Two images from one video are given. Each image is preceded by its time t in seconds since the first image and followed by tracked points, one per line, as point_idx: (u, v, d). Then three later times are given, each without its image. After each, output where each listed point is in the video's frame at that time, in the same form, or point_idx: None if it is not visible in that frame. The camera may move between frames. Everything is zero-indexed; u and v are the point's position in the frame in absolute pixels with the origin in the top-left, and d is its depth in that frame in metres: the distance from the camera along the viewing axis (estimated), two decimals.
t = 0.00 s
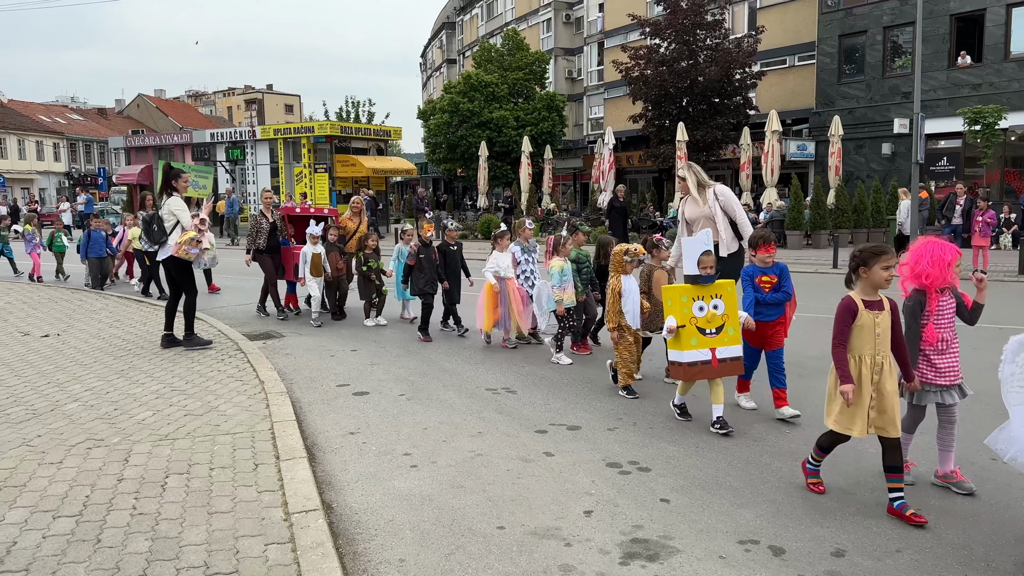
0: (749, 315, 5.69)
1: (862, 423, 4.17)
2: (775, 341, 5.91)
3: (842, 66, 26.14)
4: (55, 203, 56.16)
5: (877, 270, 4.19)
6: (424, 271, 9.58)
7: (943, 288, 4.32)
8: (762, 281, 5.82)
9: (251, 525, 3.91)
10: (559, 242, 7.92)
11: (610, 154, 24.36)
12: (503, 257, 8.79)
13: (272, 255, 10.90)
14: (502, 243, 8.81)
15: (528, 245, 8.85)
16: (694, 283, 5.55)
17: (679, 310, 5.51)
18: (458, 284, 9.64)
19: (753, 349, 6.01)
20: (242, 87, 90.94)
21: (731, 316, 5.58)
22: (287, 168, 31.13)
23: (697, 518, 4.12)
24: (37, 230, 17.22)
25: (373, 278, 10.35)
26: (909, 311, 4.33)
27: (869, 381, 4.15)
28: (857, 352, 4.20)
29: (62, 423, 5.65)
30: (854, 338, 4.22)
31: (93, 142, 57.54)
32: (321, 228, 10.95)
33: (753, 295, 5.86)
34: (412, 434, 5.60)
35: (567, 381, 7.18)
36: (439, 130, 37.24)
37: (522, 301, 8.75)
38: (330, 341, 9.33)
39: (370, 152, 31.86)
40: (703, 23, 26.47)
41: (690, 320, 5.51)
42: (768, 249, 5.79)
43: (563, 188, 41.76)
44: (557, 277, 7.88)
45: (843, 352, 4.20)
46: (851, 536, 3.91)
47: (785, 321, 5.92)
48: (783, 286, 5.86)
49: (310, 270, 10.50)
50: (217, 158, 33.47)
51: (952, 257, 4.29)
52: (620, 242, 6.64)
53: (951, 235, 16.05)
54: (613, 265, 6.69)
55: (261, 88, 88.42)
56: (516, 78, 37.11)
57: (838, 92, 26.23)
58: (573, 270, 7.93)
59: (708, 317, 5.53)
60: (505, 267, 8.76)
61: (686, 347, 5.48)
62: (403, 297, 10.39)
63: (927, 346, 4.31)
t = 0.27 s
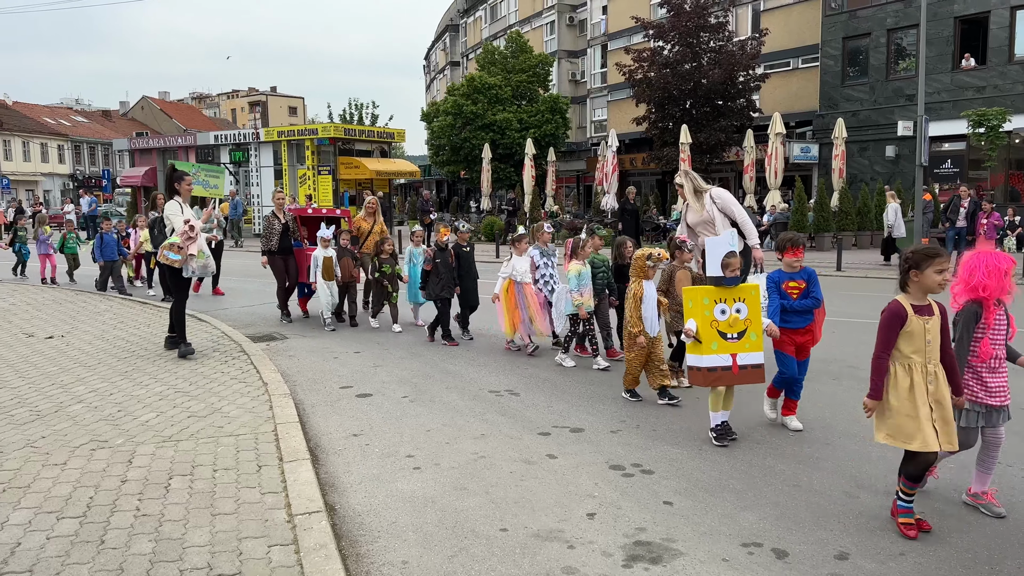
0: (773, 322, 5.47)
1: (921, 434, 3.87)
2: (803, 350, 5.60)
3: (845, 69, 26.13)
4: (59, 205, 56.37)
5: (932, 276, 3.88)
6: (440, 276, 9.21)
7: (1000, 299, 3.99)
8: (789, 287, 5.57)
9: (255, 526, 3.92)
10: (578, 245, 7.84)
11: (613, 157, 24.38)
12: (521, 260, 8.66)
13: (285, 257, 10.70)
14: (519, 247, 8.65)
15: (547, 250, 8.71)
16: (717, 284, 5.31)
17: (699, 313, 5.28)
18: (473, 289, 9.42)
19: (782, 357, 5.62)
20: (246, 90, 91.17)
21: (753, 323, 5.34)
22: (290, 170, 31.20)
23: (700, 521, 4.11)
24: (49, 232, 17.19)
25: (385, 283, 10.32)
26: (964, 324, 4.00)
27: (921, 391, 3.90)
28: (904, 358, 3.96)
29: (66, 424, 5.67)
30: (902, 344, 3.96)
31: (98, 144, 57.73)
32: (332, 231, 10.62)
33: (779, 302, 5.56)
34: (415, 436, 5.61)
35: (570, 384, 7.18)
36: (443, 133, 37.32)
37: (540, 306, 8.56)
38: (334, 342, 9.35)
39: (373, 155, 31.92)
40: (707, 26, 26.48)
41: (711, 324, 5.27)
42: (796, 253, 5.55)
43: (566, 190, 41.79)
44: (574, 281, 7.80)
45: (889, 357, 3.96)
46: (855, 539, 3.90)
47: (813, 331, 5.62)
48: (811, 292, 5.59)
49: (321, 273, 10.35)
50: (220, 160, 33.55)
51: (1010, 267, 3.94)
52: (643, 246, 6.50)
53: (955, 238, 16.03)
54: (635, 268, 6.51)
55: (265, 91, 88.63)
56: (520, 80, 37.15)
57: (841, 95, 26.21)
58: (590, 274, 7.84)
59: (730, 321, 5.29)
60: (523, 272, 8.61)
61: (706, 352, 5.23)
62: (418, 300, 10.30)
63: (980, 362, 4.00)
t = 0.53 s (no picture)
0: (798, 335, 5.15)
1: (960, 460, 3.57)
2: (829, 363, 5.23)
3: (848, 71, 26.09)
4: (63, 207, 56.52)
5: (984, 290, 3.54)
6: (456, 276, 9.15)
7: None
8: (814, 297, 5.18)
9: (257, 528, 3.92)
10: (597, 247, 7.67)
11: (616, 159, 24.36)
12: (540, 262, 8.36)
13: (296, 261, 10.53)
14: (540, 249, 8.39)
15: (564, 250, 8.44)
16: (738, 296, 5.07)
17: (721, 327, 5.01)
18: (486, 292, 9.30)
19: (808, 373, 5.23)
20: (249, 91, 91.28)
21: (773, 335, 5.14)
22: (293, 172, 31.23)
23: (702, 524, 4.11)
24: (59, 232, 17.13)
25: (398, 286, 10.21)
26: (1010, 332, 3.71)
27: (971, 414, 3.57)
28: (951, 380, 3.63)
29: (68, 426, 5.67)
30: (948, 363, 3.64)
31: (102, 145, 57.81)
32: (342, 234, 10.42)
33: (803, 315, 5.18)
34: (418, 438, 5.61)
35: (572, 386, 7.18)
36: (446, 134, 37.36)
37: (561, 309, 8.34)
38: (337, 344, 9.35)
39: (376, 156, 31.94)
40: (710, 27, 26.45)
41: (733, 339, 5.02)
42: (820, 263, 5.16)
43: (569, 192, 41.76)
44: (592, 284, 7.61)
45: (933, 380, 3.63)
46: (857, 542, 3.90)
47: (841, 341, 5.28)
48: (838, 303, 5.18)
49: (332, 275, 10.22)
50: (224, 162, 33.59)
51: None
52: (664, 247, 6.27)
53: (958, 240, 15.99)
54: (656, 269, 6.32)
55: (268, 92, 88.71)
56: (523, 82, 37.16)
57: (845, 96, 26.16)
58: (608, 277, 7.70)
59: (752, 334, 5.07)
60: (542, 274, 8.29)
61: (730, 368, 5.00)
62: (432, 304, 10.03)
63: None
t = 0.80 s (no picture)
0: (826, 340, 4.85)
1: (1007, 482, 3.38)
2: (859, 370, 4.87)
3: (850, 72, 26.08)
4: (65, 208, 56.63)
5: None
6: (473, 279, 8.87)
7: None
8: (841, 300, 4.90)
9: (257, 529, 3.92)
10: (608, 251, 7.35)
11: (617, 160, 24.37)
12: (557, 266, 8.27)
13: (310, 262, 10.41)
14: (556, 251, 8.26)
15: (581, 253, 8.36)
16: (764, 299, 4.84)
17: (742, 332, 4.81)
18: (502, 294, 9.07)
19: (833, 380, 4.98)
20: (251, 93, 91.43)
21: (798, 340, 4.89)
22: (295, 173, 31.27)
23: (704, 525, 4.10)
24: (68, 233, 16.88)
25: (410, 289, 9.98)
26: None
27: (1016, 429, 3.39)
28: (1001, 391, 3.43)
29: (70, 427, 5.67)
30: (996, 373, 3.44)
31: (104, 147, 57.91)
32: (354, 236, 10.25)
33: (830, 318, 4.88)
34: (419, 439, 5.61)
35: (574, 387, 7.17)
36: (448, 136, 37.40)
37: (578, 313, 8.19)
38: (338, 345, 9.35)
39: (378, 158, 31.98)
40: (712, 29, 26.45)
41: (756, 345, 4.81)
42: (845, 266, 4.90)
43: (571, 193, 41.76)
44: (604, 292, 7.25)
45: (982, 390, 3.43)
46: (859, 544, 3.89)
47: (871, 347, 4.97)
48: (866, 305, 4.88)
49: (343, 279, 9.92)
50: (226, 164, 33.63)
51: None
52: (679, 249, 6.37)
53: (960, 241, 15.95)
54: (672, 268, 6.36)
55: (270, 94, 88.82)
56: (525, 84, 37.17)
57: (847, 98, 26.13)
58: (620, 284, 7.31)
59: (776, 339, 4.85)
60: (558, 278, 8.21)
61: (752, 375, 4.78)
62: (449, 304, 9.91)
63: None
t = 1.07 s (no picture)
0: (858, 355, 4.63)
1: None
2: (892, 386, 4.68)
3: (851, 73, 26.06)
4: (66, 209, 56.67)
5: None
6: (486, 280, 8.78)
7: None
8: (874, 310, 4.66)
9: (257, 530, 3.91)
10: (617, 252, 7.37)
11: (618, 161, 24.36)
12: (572, 266, 8.00)
13: (320, 263, 10.23)
14: (572, 251, 8.02)
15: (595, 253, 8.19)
16: (798, 306, 4.55)
17: (772, 339, 4.55)
18: (515, 297, 8.95)
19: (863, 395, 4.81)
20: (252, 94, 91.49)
21: (832, 352, 4.55)
22: (296, 174, 31.29)
23: (704, 526, 4.09)
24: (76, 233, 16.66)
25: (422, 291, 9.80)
26: None
27: None
28: None
29: (69, 427, 5.67)
30: None
31: (105, 148, 57.92)
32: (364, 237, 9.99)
33: (863, 330, 4.67)
34: (420, 440, 5.60)
35: (574, 388, 7.16)
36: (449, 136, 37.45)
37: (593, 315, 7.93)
38: (338, 346, 9.36)
39: (378, 158, 31.98)
40: (712, 30, 26.43)
41: (784, 353, 4.54)
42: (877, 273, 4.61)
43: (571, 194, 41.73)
44: (613, 291, 7.30)
45: None
46: (860, 545, 3.88)
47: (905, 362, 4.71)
48: (901, 316, 4.65)
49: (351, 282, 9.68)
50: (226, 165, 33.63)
51: None
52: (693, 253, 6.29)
53: (961, 242, 15.89)
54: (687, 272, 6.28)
55: (271, 95, 88.87)
56: (526, 84, 37.16)
57: (847, 99, 26.11)
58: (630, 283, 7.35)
59: (807, 349, 4.54)
60: (575, 278, 7.95)
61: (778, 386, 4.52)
62: (457, 308, 9.80)
63: None
